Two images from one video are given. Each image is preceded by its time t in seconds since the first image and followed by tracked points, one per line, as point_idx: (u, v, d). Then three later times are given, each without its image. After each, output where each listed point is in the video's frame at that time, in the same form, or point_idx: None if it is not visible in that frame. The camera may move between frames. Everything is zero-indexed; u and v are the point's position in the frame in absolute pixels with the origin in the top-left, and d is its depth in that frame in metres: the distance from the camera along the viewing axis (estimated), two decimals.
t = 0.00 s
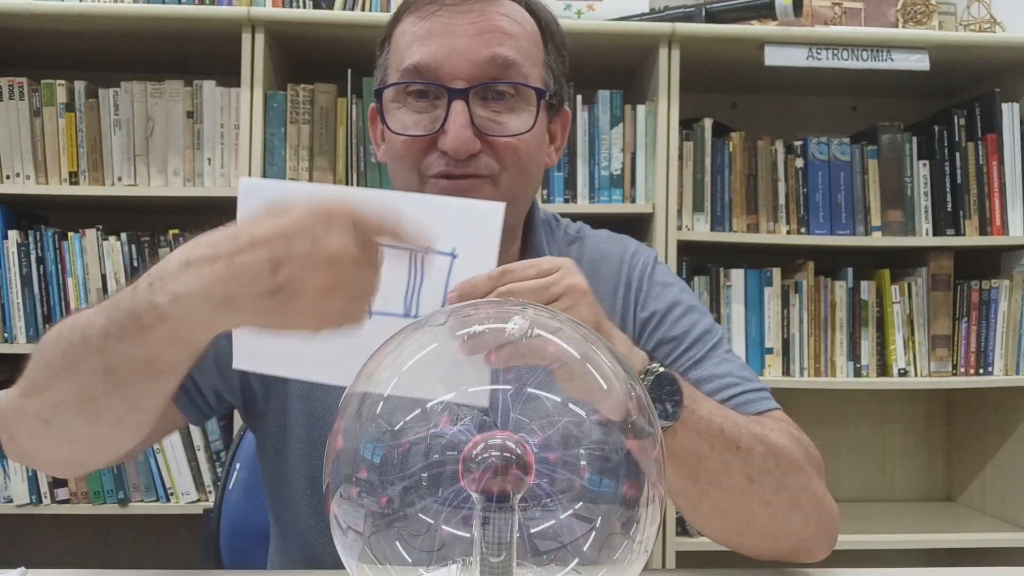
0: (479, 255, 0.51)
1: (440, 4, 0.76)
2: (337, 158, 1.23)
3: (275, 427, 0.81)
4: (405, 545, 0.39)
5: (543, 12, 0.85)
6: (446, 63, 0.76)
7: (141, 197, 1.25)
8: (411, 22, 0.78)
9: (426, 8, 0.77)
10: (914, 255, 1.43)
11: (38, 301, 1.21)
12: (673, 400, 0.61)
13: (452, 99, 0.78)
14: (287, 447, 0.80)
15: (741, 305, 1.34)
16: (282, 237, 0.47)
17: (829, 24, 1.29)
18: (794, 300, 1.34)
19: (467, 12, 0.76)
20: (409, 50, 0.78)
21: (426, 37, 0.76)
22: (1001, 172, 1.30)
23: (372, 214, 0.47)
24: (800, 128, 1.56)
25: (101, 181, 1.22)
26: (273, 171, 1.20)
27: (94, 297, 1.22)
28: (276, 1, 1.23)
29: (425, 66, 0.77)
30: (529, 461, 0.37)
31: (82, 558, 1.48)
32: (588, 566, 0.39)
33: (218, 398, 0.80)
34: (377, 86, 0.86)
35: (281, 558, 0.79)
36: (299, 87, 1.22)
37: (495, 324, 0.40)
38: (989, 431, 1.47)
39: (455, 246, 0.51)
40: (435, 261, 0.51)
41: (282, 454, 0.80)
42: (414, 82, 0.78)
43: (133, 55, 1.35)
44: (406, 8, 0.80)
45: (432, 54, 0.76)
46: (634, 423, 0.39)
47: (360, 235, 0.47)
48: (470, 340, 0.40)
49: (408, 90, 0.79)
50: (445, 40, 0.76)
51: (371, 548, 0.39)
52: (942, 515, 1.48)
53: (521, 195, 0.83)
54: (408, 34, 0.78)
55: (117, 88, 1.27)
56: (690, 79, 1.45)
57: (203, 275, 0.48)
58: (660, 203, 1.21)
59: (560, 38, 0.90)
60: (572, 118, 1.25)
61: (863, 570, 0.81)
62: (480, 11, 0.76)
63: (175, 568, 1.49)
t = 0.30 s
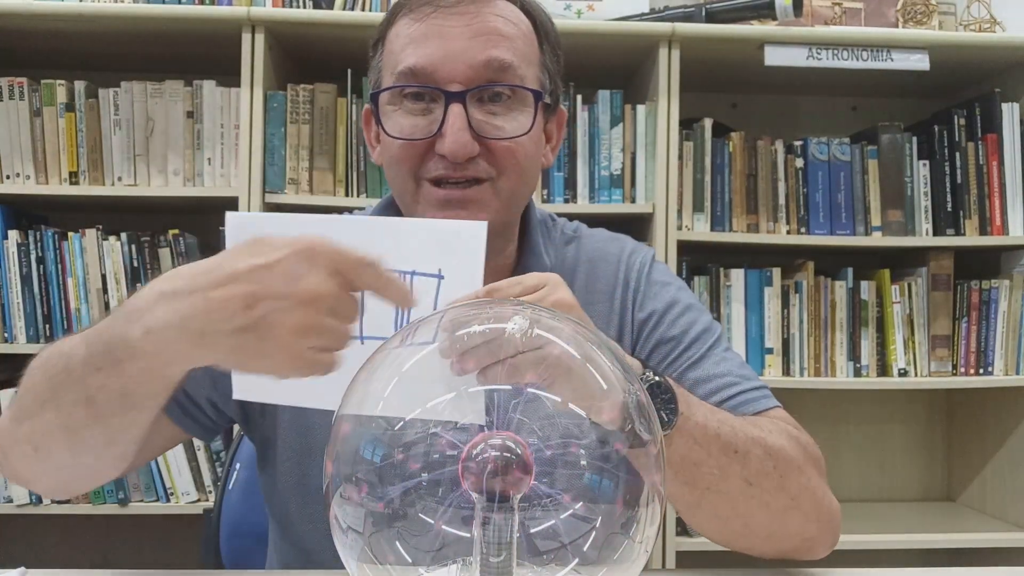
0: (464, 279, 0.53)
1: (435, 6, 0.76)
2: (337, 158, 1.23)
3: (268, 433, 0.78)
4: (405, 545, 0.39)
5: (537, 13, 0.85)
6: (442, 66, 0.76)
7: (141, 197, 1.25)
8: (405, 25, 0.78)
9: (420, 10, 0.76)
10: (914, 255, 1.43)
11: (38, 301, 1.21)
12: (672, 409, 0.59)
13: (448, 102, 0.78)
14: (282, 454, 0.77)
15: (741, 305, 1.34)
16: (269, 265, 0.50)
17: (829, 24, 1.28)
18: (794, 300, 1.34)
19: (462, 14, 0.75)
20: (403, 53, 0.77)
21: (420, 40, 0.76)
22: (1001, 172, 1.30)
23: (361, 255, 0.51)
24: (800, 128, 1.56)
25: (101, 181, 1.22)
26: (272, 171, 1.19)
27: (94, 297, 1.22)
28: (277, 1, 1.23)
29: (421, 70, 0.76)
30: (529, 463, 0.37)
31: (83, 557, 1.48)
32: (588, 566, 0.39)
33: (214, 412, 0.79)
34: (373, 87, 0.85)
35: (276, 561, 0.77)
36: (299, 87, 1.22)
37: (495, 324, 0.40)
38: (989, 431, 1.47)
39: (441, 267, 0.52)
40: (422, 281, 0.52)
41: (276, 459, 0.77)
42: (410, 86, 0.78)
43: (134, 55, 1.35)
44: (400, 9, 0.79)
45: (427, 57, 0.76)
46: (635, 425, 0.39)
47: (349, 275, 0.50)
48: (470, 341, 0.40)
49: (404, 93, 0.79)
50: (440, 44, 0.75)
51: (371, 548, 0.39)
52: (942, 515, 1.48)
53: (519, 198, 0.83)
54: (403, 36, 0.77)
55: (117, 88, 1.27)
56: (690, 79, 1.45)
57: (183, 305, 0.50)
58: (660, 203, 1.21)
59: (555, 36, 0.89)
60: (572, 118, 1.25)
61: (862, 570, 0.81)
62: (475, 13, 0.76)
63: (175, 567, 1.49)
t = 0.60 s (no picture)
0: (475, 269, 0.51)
1: None
2: (337, 157, 1.23)
3: (276, 429, 0.78)
4: (405, 545, 0.39)
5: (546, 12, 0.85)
6: (459, 53, 0.76)
7: (141, 197, 1.25)
8: (422, 12, 0.78)
9: None
10: (914, 254, 1.43)
11: (38, 301, 1.21)
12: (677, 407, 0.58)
13: (463, 88, 0.78)
14: (289, 450, 0.77)
15: (741, 306, 1.34)
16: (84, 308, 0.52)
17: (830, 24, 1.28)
18: (794, 300, 1.34)
19: (481, 3, 0.76)
20: (419, 40, 0.78)
21: (438, 27, 0.76)
22: (1001, 172, 1.30)
23: (153, 296, 0.51)
24: (800, 128, 1.56)
25: (101, 181, 1.22)
26: (273, 171, 1.19)
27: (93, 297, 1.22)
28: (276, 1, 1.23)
29: (436, 55, 0.76)
30: (529, 461, 0.37)
31: (83, 557, 1.48)
32: (588, 566, 0.39)
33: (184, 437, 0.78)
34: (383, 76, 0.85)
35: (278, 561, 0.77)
36: (299, 87, 1.22)
37: (496, 324, 0.41)
38: (989, 431, 1.47)
39: (446, 263, 0.50)
40: (425, 278, 0.50)
41: (280, 456, 0.77)
42: (425, 71, 0.78)
43: (133, 55, 1.35)
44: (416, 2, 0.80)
45: (444, 45, 0.76)
46: (635, 424, 0.39)
47: (136, 311, 0.52)
48: (470, 341, 0.40)
49: (418, 78, 0.79)
50: (456, 33, 0.76)
51: (371, 548, 0.39)
52: (942, 515, 1.48)
53: (527, 187, 0.83)
54: (419, 25, 0.78)
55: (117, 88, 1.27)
56: (690, 79, 1.44)
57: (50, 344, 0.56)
58: (660, 203, 1.21)
59: (562, 39, 0.89)
60: (572, 119, 1.25)
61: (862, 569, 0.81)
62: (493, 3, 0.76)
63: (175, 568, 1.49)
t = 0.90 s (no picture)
0: (317, 257, 0.47)
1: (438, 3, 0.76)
2: (337, 157, 1.23)
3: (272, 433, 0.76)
4: (406, 545, 0.39)
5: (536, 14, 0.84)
6: (446, 63, 0.76)
7: (141, 197, 1.25)
8: (407, 21, 0.77)
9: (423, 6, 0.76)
10: (914, 254, 1.43)
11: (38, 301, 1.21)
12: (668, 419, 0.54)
13: (452, 100, 0.78)
14: (283, 453, 0.76)
15: (741, 306, 1.34)
16: None
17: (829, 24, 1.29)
18: (794, 300, 1.34)
19: (469, 11, 0.76)
20: (405, 48, 0.77)
21: (423, 36, 0.76)
22: (1001, 172, 1.30)
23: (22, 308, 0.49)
24: (799, 128, 1.56)
25: (101, 181, 1.22)
26: (273, 171, 1.20)
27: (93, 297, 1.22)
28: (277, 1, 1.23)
29: (422, 61, 0.76)
30: (529, 460, 0.37)
31: (83, 556, 1.48)
32: (588, 567, 0.39)
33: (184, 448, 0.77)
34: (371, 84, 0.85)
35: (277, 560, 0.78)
36: (299, 87, 1.22)
37: (496, 324, 0.41)
38: (989, 432, 1.47)
39: (288, 262, 0.46)
40: (276, 283, 0.46)
41: (273, 459, 0.76)
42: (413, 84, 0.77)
43: (134, 55, 1.35)
44: (400, 7, 0.79)
45: (430, 52, 0.76)
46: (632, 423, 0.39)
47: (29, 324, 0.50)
48: (469, 341, 0.40)
49: (406, 91, 0.78)
50: (443, 41, 0.76)
51: (371, 548, 0.39)
52: (942, 515, 1.48)
53: (520, 197, 0.83)
54: (405, 32, 0.77)
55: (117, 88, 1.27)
56: (690, 79, 1.44)
57: None
58: (660, 203, 1.21)
59: (551, 37, 0.88)
60: (572, 119, 1.25)
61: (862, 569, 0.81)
62: (479, 12, 0.76)
63: (174, 568, 1.49)
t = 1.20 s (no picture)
0: None
1: (406, 20, 0.72)
2: (337, 157, 1.23)
3: (270, 442, 0.75)
4: (405, 545, 0.39)
5: (522, 17, 0.80)
6: (411, 88, 0.73)
7: (141, 197, 1.25)
8: (378, 36, 0.74)
9: (392, 22, 0.73)
10: (913, 254, 1.43)
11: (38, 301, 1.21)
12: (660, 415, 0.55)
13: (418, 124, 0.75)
14: (282, 460, 0.74)
15: (741, 306, 1.34)
16: None
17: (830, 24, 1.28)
18: (794, 300, 1.34)
19: (434, 28, 0.72)
20: (378, 68, 0.75)
21: (393, 55, 0.73)
22: (1001, 172, 1.30)
23: None
24: (799, 127, 1.56)
25: (101, 181, 1.22)
26: (273, 171, 1.20)
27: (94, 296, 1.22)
28: (276, 1, 1.23)
29: (392, 90, 0.74)
30: (530, 460, 0.36)
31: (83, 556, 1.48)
32: (588, 566, 0.39)
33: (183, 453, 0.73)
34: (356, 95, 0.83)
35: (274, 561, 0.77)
36: (299, 87, 1.22)
37: (495, 324, 0.41)
38: (989, 431, 1.47)
39: None
40: None
41: (271, 468, 0.74)
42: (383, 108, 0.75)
43: (134, 55, 1.35)
44: (377, 16, 0.75)
45: (397, 76, 0.73)
46: (633, 423, 0.39)
47: None
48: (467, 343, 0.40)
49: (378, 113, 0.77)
50: (411, 62, 0.72)
51: (371, 547, 0.39)
52: (942, 515, 1.48)
53: (498, 216, 0.81)
54: (375, 51, 0.75)
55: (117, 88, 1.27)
56: (690, 79, 1.44)
57: None
58: (660, 202, 1.21)
59: (540, 35, 0.85)
60: (572, 118, 1.25)
61: (861, 569, 0.81)
62: (445, 29, 0.72)
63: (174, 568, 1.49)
